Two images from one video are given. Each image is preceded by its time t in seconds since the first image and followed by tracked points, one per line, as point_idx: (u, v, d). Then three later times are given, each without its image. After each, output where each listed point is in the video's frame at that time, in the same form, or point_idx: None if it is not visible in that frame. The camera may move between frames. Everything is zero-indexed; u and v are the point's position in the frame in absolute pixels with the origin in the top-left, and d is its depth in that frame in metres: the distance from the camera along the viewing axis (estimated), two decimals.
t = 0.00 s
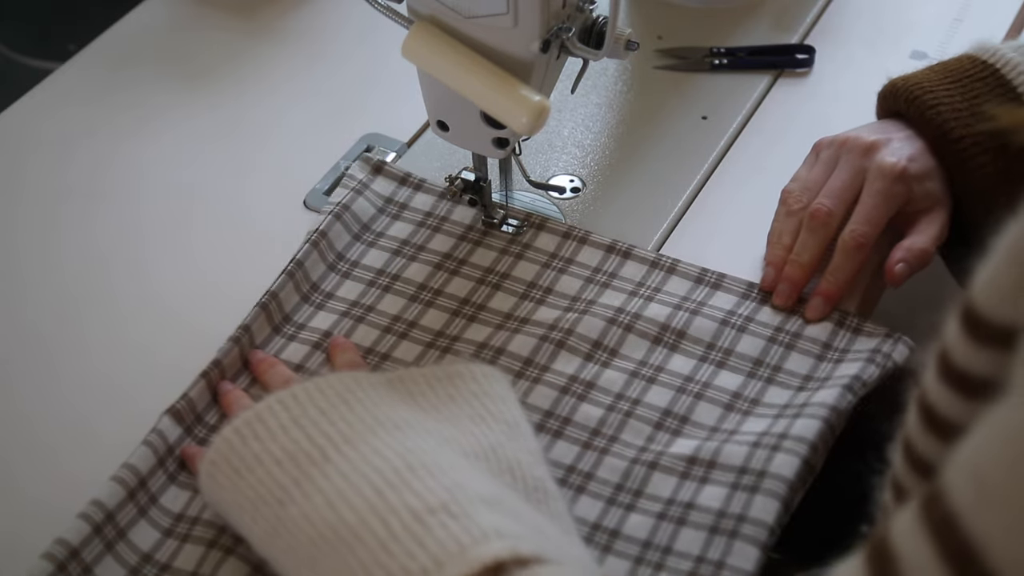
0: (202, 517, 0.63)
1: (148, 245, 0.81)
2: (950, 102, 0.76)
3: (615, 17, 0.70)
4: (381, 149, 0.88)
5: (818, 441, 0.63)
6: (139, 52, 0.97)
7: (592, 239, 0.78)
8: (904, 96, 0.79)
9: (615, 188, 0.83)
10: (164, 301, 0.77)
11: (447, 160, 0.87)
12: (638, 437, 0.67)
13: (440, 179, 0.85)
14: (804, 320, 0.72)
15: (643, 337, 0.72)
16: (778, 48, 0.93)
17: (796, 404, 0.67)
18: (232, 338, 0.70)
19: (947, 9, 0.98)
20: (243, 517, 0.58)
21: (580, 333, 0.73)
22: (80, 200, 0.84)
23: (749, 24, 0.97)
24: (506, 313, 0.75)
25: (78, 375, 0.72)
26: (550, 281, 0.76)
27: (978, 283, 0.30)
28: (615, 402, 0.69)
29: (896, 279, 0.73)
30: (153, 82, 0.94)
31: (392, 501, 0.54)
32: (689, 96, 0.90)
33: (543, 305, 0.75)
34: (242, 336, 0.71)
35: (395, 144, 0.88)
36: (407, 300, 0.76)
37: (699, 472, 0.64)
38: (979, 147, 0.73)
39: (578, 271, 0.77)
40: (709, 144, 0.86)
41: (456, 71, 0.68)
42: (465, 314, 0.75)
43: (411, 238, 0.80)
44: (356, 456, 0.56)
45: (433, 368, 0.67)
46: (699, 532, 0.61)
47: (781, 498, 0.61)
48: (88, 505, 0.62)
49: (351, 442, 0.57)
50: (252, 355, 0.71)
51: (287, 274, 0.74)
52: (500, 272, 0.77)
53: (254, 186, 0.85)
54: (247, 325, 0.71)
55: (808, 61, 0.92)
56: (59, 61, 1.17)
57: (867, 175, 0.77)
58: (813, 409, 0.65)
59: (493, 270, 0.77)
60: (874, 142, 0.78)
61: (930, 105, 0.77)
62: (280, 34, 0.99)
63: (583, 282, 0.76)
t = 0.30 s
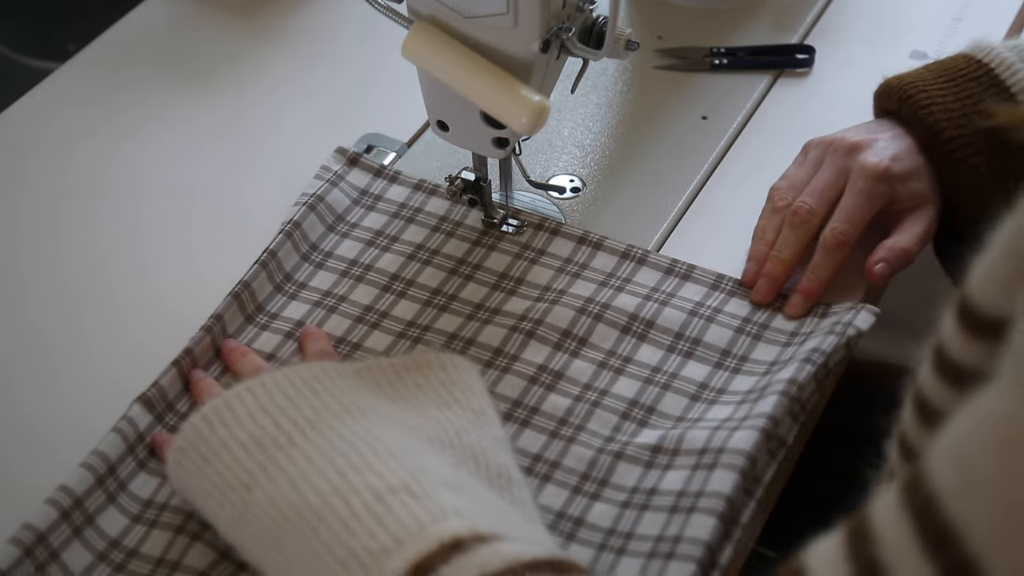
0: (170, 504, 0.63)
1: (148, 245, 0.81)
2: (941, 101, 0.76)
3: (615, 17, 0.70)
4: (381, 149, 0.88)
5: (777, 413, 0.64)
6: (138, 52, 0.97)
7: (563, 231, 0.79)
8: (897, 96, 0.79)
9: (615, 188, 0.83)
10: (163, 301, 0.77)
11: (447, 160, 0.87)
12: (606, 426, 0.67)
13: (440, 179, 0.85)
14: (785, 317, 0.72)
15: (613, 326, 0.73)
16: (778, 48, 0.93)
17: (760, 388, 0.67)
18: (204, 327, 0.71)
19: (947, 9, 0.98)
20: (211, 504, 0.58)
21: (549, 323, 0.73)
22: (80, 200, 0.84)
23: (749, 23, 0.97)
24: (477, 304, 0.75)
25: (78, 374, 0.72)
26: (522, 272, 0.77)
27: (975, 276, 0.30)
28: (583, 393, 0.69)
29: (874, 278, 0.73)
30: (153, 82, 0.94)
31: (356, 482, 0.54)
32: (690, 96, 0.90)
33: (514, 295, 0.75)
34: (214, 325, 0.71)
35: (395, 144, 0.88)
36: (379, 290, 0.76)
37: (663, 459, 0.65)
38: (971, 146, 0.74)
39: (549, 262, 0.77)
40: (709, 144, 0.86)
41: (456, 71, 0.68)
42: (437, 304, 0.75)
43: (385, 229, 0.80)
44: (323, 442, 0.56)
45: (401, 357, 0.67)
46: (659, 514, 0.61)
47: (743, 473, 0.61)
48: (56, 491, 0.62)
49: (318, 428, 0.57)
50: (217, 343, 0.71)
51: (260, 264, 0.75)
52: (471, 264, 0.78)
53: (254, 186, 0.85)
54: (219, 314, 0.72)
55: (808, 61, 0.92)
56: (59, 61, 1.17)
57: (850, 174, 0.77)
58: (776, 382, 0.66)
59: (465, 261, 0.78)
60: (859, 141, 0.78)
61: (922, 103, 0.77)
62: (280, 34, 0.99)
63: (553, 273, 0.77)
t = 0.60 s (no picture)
0: (154, 497, 0.64)
1: (148, 245, 0.81)
2: (939, 102, 0.76)
3: (615, 17, 0.70)
4: (381, 149, 0.88)
5: (758, 407, 0.64)
6: (139, 52, 0.97)
7: (548, 227, 0.79)
8: (896, 96, 0.79)
9: (615, 188, 0.83)
10: (163, 300, 0.77)
11: (447, 161, 0.87)
12: (589, 421, 0.67)
13: (440, 179, 0.85)
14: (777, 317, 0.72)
15: (596, 320, 0.73)
16: (778, 48, 0.93)
17: (742, 382, 0.68)
18: (190, 322, 0.71)
19: (948, 9, 0.98)
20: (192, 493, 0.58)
21: (534, 318, 0.73)
22: (80, 200, 0.84)
23: (749, 23, 0.97)
24: (462, 299, 0.75)
25: (78, 372, 0.72)
26: (506, 268, 0.77)
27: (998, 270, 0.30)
28: (566, 388, 0.69)
29: (865, 282, 0.73)
30: (153, 82, 0.94)
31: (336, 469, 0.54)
32: (690, 96, 0.90)
33: (498, 291, 0.75)
34: (201, 319, 0.71)
35: (395, 144, 0.88)
36: (365, 285, 0.76)
37: (643, 453, 0.64)
38: (967, 149, 0.74)
39: (534, 257, 0.77)
40: (709, 144, 0.86)
41: (455, 71, 0.68)
42: (421, 299, 0.75)
43: (372, 224, 0.80)
44: (306, 433, 0.56)
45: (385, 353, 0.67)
46: (639, 506, 0.61)
47: (722, 465, 0.62)
48: (41, 483, 0.62)
49: (301, 419, 0.57)
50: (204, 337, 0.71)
51: (246, 259, 0.75)
52: (457, 259, 0.78)
53: (254, 185, 0.85)
54: (205, 308, 0.72)
55: (808, 61, 0.93)
56: (59, 61, 1.16)
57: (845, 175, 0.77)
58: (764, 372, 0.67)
59: (451, 256, 0.78)
60: (854, 143, 0.78)
61: (919, 104, 0.77)
62: (280, 34, 0.99)
63: (538, 268, 0.77)
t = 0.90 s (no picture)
0: (155, 494, 0.64)
1: (148, 245, 0.81)
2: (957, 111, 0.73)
3: (615, 17, 0.70)
4: (381, 149, 0.88)
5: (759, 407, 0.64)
6: (138, 52, 0.97)
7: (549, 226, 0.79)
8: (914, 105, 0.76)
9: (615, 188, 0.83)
10: (164, 299, 0.77)
11: (447, 160, 0.86)
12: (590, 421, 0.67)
13: (440, 179, 0.85)
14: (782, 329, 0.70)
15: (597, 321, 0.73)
16: (778, 48, 0.93)
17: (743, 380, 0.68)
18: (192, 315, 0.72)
19: (948, 9, 0.98)
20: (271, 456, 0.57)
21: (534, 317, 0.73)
22: (80, 200, 0.84)
23: (749, 23, 0.97)
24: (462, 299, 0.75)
25: (78, 371, 0.72)
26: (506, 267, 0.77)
27: None
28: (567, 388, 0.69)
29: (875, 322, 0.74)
30: (154, 82, 0.94)
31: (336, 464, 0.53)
32: (690, 96, 0.90)
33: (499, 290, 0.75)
34: (202, 313, 0.72)
35: (395, 144, 0.88)
36: (365, 285, 0.76)
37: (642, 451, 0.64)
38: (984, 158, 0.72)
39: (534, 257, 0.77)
40: (709, 144, 0.86)
41: (456, 71, 0.68)
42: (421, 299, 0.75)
43: (372, 223, 0.80)
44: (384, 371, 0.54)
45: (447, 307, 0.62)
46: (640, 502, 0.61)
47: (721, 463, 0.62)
48: (39, 480, 0.62)
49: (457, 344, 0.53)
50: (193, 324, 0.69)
51: (247, 255, 0.75)
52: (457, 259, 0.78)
53: (254, 185, 0.85)
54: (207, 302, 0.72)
55: (808, 61, 0.93)
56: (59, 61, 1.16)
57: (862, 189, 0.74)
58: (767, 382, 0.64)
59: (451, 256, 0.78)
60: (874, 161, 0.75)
61: (939, 114, 0.74)
62: (280, 35, 0.99)
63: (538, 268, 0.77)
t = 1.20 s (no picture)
0: (155, 495, 0.65)
1: (148, 245, 0.81)
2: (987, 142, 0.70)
3: (615, 17, 0.70)
4: (381, 149, 0.88)
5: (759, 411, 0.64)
6: (138, 52, 0.97)
7: (548, 226, 0.79)
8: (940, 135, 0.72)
9: (615, 188, 0.83)
10: (164, 300, 0.77)
11: (446, 160, 0.87)
12: (590, 421, 0.67)
13: (440, 179, 0.85)
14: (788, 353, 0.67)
15: (597, 322, 0.73)
16: (778, 48, 0.93)
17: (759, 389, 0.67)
18: (191, 315, 0.72)
19: (948, 9, 0.98)
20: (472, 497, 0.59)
21: (534, 319, 0.73)
22: (80, 200, 0.84)
23: (749, 23, 0.97)
24: (463, 299, 0.75)
25: (78, 371, 0.72)
26: (507, 267, 0.77)
27: None
28: (568, 387, 0.69)
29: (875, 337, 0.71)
30: (153, 82, 0.94)
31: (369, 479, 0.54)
32: (690, 96, 0.90)
33: (499, 291, 0.75)
34: (202, 313, 0.72)
35: (396, 144, 0.88)
36: (365, 285, 0.76)
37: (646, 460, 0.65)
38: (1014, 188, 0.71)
39: (534, 257, 0.77)
40: (709, 145, 0.86)
41: (456, 71, 0.68)
42: (422, 299, 0.75)
43: (372, 224, 0.80)
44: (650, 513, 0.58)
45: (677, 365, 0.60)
46: (644, 512, 0.62)
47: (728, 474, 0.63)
48: (39, 480, 0.63)
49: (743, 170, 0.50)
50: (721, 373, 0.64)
51: (247, 255, 0.75)
52: (457, 259, 0.78)
53: (254, 185, 0.85)
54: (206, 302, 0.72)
55: (808, 61, 0.93)
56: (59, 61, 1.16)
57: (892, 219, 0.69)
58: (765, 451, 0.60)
59: (451, 256, 0.78)
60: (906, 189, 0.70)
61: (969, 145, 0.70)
62: (280, 35, 0.99)
63: (538, 268, 0.76)
